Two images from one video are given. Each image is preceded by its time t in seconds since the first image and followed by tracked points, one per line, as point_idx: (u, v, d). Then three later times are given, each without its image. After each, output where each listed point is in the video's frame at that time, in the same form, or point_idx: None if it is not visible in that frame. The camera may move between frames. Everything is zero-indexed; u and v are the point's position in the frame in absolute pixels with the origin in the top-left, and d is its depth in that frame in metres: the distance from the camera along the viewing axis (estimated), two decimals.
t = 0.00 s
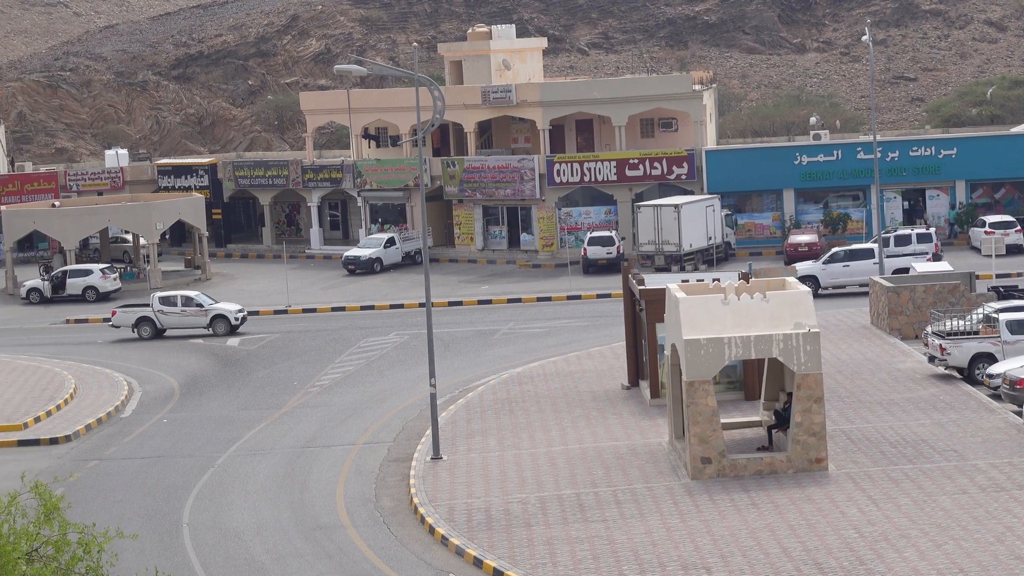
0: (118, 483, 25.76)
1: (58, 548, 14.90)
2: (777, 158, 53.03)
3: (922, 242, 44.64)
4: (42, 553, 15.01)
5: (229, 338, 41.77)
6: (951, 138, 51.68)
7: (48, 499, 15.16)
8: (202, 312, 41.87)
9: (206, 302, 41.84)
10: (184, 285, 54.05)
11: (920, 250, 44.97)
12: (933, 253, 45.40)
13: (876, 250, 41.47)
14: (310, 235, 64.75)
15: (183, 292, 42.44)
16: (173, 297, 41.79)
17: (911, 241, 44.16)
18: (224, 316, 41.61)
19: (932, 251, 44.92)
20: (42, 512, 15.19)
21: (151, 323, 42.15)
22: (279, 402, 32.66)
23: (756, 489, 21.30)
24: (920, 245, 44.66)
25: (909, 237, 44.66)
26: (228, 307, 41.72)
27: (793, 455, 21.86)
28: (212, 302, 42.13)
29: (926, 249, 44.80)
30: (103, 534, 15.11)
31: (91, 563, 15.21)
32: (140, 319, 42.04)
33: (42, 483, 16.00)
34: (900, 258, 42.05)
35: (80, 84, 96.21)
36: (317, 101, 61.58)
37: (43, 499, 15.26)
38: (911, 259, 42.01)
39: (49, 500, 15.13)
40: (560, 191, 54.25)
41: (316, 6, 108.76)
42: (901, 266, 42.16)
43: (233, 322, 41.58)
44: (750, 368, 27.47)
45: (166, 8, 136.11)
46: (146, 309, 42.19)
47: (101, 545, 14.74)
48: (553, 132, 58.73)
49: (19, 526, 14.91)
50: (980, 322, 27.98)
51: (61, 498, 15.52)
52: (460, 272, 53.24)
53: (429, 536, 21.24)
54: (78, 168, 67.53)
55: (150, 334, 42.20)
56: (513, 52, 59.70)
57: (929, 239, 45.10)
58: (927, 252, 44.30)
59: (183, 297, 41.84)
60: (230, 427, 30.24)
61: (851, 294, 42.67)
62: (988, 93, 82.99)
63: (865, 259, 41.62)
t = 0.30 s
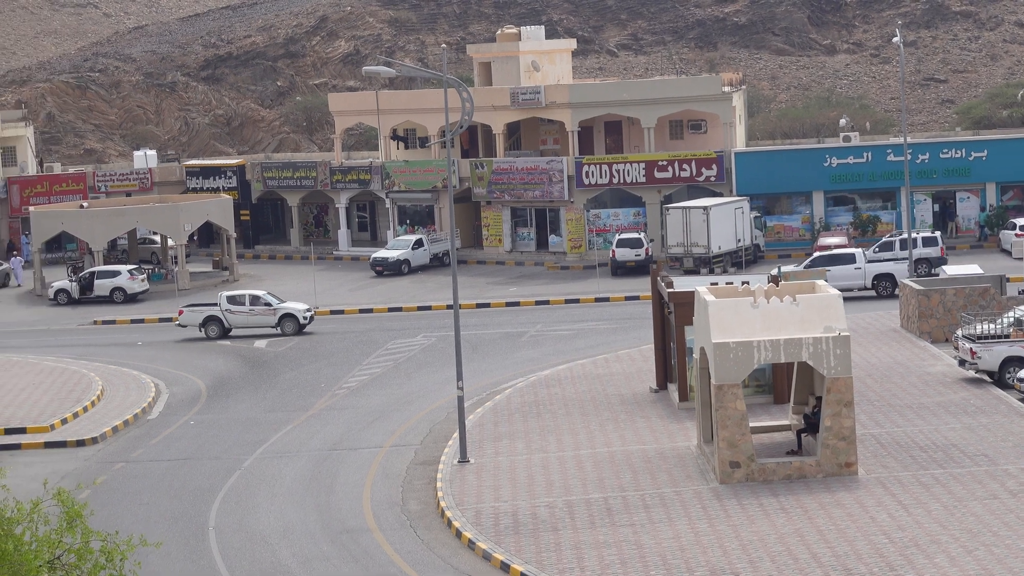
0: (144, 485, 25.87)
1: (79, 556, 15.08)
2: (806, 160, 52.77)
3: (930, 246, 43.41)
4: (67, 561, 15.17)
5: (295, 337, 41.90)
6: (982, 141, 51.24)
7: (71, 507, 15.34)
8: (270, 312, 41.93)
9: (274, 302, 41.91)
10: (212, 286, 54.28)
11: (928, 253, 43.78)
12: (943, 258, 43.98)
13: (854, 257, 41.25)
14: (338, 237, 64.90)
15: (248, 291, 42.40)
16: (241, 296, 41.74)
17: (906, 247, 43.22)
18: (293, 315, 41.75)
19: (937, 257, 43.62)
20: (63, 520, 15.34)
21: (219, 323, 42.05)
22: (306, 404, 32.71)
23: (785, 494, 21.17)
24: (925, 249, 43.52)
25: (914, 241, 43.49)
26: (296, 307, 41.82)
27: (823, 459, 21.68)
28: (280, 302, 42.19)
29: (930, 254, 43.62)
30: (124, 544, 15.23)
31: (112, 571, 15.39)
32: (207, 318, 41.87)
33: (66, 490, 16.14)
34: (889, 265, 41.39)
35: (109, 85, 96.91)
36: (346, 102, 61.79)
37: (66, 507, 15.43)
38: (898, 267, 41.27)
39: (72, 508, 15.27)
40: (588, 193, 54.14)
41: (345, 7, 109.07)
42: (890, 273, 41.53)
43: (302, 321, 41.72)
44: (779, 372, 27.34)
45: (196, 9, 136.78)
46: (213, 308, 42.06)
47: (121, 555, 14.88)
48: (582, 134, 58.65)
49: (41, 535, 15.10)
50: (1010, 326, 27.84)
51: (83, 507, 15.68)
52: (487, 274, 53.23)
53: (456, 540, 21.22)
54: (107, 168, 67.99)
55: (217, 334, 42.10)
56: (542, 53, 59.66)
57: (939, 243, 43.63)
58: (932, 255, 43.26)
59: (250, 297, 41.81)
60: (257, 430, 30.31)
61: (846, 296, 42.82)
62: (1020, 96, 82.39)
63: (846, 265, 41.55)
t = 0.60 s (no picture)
0: (150, 487, 25.84)
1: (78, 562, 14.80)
2: (815, 161, 52.61)
3: (914, 248, 44.32)
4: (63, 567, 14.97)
5: (344, 336, 41.90)
6: (992, 142, 51.03)
7: (71, 513, 15.11)
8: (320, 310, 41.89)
9: (323, 300, 41.90)
10: (219, 287, 54.28)
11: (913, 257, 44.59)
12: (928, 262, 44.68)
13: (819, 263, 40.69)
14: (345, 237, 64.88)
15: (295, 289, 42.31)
16: (290, 294, 41.64)
17: (890, 249, 44.48)
18: (343, 314, 41.75)
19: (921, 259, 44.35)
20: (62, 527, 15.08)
21: (268, 322, 41.89)
22: (312, 406, 32.67)
23: (793, 497, 21.08)
24: (909, 252, 44.48)
25: (899, 244, 44.58)
26: (345, 305, 41.82)
27: (831, 462, 21.59)
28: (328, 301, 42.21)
29: (914, 257, 44.48)
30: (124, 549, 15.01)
31: None
32: (257, 317, 41.72)
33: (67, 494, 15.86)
34: (852, 269, 41.02)
35: (116, 85, 97.03)
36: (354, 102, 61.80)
37: (66, 513, 15.18)
38: (860, 271, 40.98)
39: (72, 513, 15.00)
40: (596, 194, 54.06)
41: (353, 7, 109.07)
42: (851, 277, 41.13)
43: (352, 320, 41.75)
44: (788, 374, 27.24)
45: (204, 9, 136.83)
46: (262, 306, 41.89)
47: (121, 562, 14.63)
48: (590, 134, 58.56)
49: (41, 541, 14.88)
50: (1020, 328, 27.62)
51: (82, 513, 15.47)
52: (494, 275, 53.17)
53: (462, 543, 21.14)
54: (114, 168, 68.04)
55: (266, 333, 41.92)
56: (550, 54, 59.56)
57: (923, 246, 44.42)
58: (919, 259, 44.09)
59: (299, 295, 41.75)
60: (263, 431, 30.27)
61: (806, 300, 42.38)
62: None
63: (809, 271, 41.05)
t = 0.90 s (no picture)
0: (151, 487, 25.80)
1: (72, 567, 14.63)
2: (820, 161, 52.48)
3: (895, 249, 44.15)
4: (56, 573, 14.75)
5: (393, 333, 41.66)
6: (998, 141, 50.93)
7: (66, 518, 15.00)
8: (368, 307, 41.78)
9: (371, 297, 41.79)
10: (222, 285, 54.27)
11: (895, 258, 44.40)
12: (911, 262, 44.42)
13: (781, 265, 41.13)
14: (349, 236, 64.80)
15: (343, 286, 42.26)
16: (339, 291, 41.61)
17: (872, 250, 44.30)
18: (391, 311, 41.56)
19: (903, 260, 44.13)
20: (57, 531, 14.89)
21: (315, 319, 41.81)
22: (315, 405, 32.62)
23: (797, 498, 21.01)
24: (891, 252, 44.28)
25: (881, 244, 44.39)
26: (393, 303, 41.64)
27: (836, 463, 21.51)
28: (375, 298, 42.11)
29: (896, 257, 44.27)
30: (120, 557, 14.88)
31: None
32: (304, 314, 41.63)
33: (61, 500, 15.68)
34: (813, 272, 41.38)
35: (121, 83, 97.06)
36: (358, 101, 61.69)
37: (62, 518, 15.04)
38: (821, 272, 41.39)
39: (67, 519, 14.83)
40: (601, 193, 53.99)
41: (358, 5, 109.03)
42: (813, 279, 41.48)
43: (400, 317, 41.56)
44: (792, 374, 27.15)
45: (209, 7, 136.78)
46: (310, 304, 41.85)
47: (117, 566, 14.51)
48: (594, 133, 58.49)
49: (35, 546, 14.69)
50: None
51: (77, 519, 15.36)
52: (498, 274, 53.09)
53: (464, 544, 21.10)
54: (118, 167, 68.07)
55: (314, 329, 41.86)
56: (555, 52, 59.45)
57: (904, 247, 44.21)
58: (901, 259, 44.09)
59: (347, 292, 41.70)
60: (265, 431, 30.24)
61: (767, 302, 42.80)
62: None
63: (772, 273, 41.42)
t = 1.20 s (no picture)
0: (149, 471, 25.78)
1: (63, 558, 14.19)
2: (821, 146, 52.37)
3: (874, 237, 43.93)
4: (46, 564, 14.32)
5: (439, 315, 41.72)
6: (1000, 128, 50.82)
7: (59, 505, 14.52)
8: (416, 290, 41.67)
9: (417, 280, 41.64)
10: (221, 269, 54.20)
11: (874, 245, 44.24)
12: (889, 251, 44.25)
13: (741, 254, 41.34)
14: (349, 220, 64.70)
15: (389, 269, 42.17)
16: (385, 274, 41.49)
17: (850, 237, 44.03)
18: (437, 294, 41.46)
19: (882, 249, 43.92)
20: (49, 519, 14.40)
21: (362, 301, 41.76)
22: (314, 390, 32.57)
23: (797, 484, 20.97)
24: (870, 240, 44.06)
25: (860, 232, 44.19)
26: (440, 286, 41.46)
27: (836, 450, 21.47)
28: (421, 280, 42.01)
29: (875, 246, 44.05)
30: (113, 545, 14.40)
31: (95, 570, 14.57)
32: (350, 296, 41.61)
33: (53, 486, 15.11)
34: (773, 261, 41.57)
35: (121, 67, 96.80)
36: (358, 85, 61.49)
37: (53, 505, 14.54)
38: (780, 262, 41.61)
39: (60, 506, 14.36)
40: (601, 178, 53.89)
41: None
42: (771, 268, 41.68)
43: (446, 300, 41.45)
44: (793, 360, 27.09)
45: None
46: (356, 285, 41.79)
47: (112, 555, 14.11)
48: (595, 119, 58.34)
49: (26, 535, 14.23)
50: None
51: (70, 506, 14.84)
52: (498, 259, 53.01)
53: (463, 530, 21.08)
54: (118, 151, 67.94)
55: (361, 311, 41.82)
56: (556, 38, 59.26)
57: (884, 235, 44.01)
58: (880, 247, 43.94)
59: (393, 274, 41.54)
60: (264, 415, 30.21)
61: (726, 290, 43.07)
62: None
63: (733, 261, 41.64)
